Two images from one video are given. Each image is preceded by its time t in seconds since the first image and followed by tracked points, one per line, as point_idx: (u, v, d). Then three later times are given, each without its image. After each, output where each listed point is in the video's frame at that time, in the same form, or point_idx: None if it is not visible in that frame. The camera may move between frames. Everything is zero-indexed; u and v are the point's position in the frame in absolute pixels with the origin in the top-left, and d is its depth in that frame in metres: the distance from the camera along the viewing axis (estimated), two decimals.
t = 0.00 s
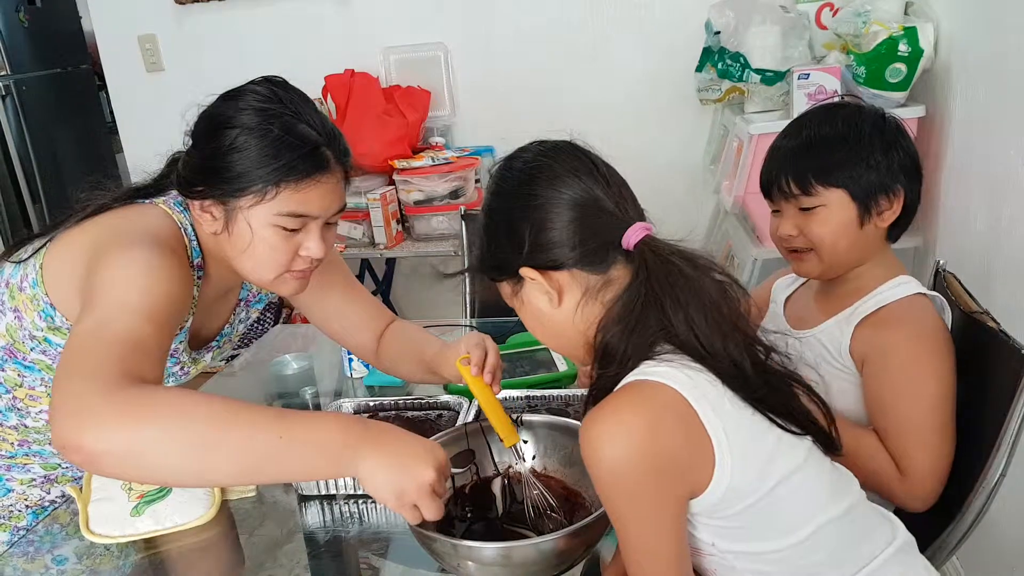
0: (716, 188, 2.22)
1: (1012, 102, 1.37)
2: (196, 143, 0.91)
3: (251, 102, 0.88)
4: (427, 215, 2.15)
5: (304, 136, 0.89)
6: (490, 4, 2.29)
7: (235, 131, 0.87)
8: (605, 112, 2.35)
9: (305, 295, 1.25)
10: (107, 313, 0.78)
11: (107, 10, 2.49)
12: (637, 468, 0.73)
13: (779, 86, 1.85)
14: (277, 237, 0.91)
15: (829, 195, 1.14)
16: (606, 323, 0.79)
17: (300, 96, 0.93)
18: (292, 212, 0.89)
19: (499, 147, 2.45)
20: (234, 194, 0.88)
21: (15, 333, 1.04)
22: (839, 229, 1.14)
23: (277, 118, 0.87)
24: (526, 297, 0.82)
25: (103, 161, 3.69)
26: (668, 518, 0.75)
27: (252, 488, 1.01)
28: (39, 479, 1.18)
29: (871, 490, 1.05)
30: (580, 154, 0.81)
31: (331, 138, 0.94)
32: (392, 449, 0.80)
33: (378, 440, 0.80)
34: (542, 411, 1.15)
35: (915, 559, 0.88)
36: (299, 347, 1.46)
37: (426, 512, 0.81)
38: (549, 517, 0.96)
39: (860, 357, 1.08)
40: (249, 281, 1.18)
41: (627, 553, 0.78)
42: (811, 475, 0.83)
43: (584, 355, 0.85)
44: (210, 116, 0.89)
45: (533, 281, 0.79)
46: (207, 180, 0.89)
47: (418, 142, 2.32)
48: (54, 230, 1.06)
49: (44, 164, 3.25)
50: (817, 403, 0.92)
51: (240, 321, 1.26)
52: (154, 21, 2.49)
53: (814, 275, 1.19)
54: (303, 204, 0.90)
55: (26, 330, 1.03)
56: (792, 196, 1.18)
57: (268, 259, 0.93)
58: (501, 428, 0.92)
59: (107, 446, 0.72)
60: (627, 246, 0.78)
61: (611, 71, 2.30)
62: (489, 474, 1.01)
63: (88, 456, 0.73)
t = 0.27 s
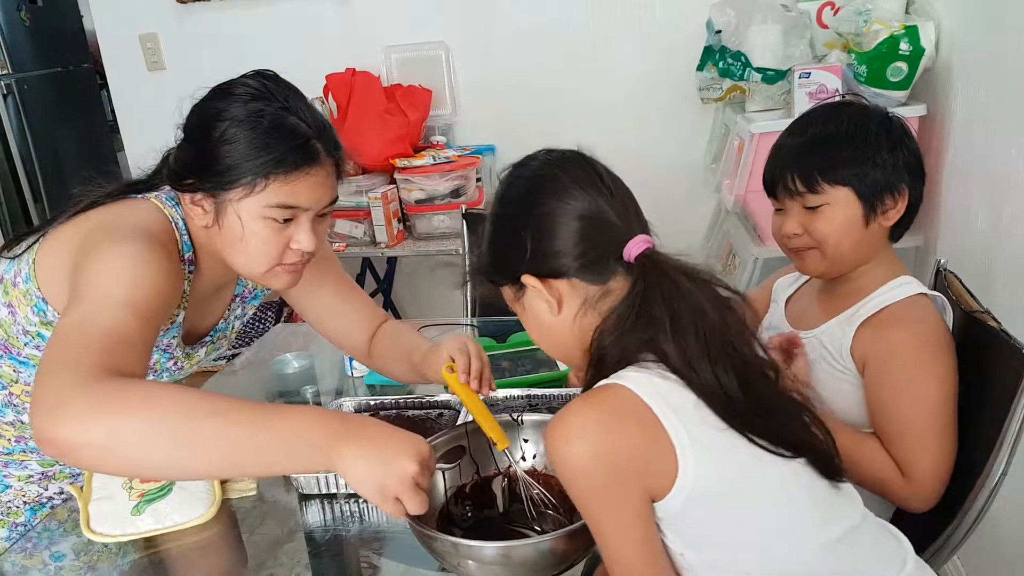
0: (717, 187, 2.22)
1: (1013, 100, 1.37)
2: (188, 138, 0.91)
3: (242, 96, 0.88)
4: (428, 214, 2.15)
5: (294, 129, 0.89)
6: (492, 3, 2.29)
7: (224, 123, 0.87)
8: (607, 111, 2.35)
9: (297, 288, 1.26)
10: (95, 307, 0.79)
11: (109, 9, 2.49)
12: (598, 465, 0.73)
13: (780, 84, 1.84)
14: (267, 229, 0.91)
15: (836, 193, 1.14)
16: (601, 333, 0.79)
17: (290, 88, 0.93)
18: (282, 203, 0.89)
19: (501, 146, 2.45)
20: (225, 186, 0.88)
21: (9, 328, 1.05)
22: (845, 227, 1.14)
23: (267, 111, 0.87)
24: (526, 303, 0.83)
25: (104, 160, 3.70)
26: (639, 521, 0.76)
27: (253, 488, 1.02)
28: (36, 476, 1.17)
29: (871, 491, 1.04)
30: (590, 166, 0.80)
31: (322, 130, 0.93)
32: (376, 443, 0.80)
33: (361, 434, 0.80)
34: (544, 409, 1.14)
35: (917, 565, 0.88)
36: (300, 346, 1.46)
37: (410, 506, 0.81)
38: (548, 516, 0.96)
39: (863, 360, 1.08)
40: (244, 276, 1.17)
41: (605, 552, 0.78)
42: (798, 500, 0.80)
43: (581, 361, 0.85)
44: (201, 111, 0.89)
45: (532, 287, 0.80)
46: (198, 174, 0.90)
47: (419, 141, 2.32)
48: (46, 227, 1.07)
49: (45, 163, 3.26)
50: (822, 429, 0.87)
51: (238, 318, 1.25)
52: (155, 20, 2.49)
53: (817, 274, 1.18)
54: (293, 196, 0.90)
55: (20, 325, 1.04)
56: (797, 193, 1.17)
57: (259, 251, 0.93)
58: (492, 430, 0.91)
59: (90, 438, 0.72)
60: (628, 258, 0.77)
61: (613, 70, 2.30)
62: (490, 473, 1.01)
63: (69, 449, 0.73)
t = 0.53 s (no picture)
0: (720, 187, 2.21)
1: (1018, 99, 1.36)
2: (175, 131, 0.91)
3: (229, 90, 0.87)
4: (428, 214, 2.14)
5: (278, 123, 0.87)
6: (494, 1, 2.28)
7: (209, 115, 0.86)
8: (609, 110, 2.35)
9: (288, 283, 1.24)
10: (83, 300, 0.78)
11: (110, 7, 2.49)
12: (579, 468, 0.73)
13: (783, 83, 1.84)
14: (251, 222, 0.90)
15: (874, 187, 1.09)
16: (596, 346, 0.78)
17: (277, 82, 0.92)
18: (266, 196, 0.88)
19: (503, 146, 2.44)
20: (209, 179, 0.87)
21: None
22: (876, 224, 1.10)
23: (251, 104, 0.86)
24: (528, 317, 0.83)
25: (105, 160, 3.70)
26: (623, 525, 0.75)
27: (254, 487, 1.01)
28: (31, 470, 1.15)
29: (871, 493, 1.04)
30: (590, 185, 0.80)
31: (309, 124, 0.92)
32: (367, 444, 0.79)
33: (347, 433, 0.79)
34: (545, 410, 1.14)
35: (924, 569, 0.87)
36: (300, 345, 1.45)
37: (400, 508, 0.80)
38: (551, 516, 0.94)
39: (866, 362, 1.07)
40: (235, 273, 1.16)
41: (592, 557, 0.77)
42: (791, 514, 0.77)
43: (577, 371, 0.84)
44: (189, 105, 0.88)
45: (533, 301, 0.80)
46: (183, 166, 0.89)
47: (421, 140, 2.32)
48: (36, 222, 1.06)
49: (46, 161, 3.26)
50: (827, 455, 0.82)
51: (229, 315, 1.24)
52: (156, 18, 2.49)
53: (834, 271, 1.14)
54: (277, 188, 0.89)
55: (9, 321, 1.04)
56: (833, 182, 1.11)
57: (244, 244, 0.92)
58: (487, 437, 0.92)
59: (74, 431, 0.71)
60: (626, 273, 0.77)
61: (615, 69, 2.29)
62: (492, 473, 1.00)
63: (58, 442, 0.72)
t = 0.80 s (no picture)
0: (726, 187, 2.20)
1: None
2: (169, 126, 0.90)
3: (221, 84, 0.86)
4: (432, 213, 2.14)
5: (270, 116, 0.87)
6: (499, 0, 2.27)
7: (202, 110, 0.86)
8: (614, 110, 2.34)
9: (285, 278, 1.24)
10: (81, 294, 0.78)
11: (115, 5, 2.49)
12: (578, 467, 0.73)
13: (790, 84, 1.84)
14: (245, 214, 0.90)
15: (885, 199, 1.08)
16: (600, 350, 0.78)
17: (269, 76, 0.92)
18: (260, 188, 0.88)
19: (508, 145, 2.44)
20: (202, 173, 0.87)
21: None
22: (883, 234, 1.09)
23: (244, 99, 0.86)
24: (535, 319, 0.82)
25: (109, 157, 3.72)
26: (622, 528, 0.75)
27: (258, 485, 1.01)
28: (35, 463, 1.14)
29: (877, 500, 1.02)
30: (592, 187, 0.79)
31: (301, 118, 0.92)
32: (363, 443, 0.78)
33: (342, 434, 0.78)
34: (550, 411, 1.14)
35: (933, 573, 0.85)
36: (304, 343, 1.44)
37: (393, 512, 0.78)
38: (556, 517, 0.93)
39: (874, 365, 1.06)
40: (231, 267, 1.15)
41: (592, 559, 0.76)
42: (795, 518, 0.75)
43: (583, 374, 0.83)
44: (182, 100, 0.88)
45: (539, 305, 0.80)
46: (177, 161, 0.89)
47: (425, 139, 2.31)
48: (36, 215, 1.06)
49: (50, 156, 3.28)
50: (836, 467, 0.80)
51: (226, 310, 1.24)
52: (162, 16, 2.49)
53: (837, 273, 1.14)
54: (269, 180, 0.88)
55: (8, 314, 1.03)
56: (844, 189, 1.10)
57: (238, 236, 0.92)
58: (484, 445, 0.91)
59: (73, 425, 0.71)
60: (632, 277, 0.76)
61: (620, 68, 2.28)
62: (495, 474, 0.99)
63: (58, 432, 0.72)
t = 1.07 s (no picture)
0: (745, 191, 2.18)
1: None
2: (185, 119, 0.90)
3: (237, 76, 0.86)
4: (447, 211, 2.14)
5: (285, 109, 0.86)
6: None
7: (218, 102, 0.85)
8: (633, 111, 2.32)
9: (300, 271, 1.23)
10: (99, 283, 0.78)
11: None
12: (594, 477, 0.73)
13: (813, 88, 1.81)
14: (261, 206, 0.89)
15: (918, 209, 1.06)
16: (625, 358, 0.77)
17: (287, 70, 0.91)
18: (275, 181, 0.88)
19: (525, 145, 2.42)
20: (218, 165, 0.87)
21: (18, 305, 1.04)
22: (914, 245, 1.07)
23: (260, 92, 0.85)
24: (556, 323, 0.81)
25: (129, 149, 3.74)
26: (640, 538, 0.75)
27: (272, 480, 1.01)
28: (50, 449, 1.13)
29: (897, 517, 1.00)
30: (618, 190, 0.78)
31: (316, 112, 0.91)
32: (374, 441, 0.78)
33: (354, 431, 0.78)
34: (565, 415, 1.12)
35: None
36: (319, 339, 1.44)
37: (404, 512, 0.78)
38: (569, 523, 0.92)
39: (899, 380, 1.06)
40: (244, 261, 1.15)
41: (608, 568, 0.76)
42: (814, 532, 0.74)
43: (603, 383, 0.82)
44: (198, 93, 0.88)
45: (562, 309, 0.78)
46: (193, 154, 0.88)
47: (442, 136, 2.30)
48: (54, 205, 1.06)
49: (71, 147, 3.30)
50: (858, 490, 0.79)
51: (240, 304, 1.23)
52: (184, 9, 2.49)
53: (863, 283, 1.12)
54: (284, 173, 0.87)
55: (27, 302, 1.03)
56: (879, 199, 1.07)
57: (254, 228, 0.91)
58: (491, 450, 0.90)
59: (88, 413, 0.71)
60: (659, 285, 0.75)
61: (641, 69, 2.27)
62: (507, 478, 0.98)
63: (76, 421, 0.72)
